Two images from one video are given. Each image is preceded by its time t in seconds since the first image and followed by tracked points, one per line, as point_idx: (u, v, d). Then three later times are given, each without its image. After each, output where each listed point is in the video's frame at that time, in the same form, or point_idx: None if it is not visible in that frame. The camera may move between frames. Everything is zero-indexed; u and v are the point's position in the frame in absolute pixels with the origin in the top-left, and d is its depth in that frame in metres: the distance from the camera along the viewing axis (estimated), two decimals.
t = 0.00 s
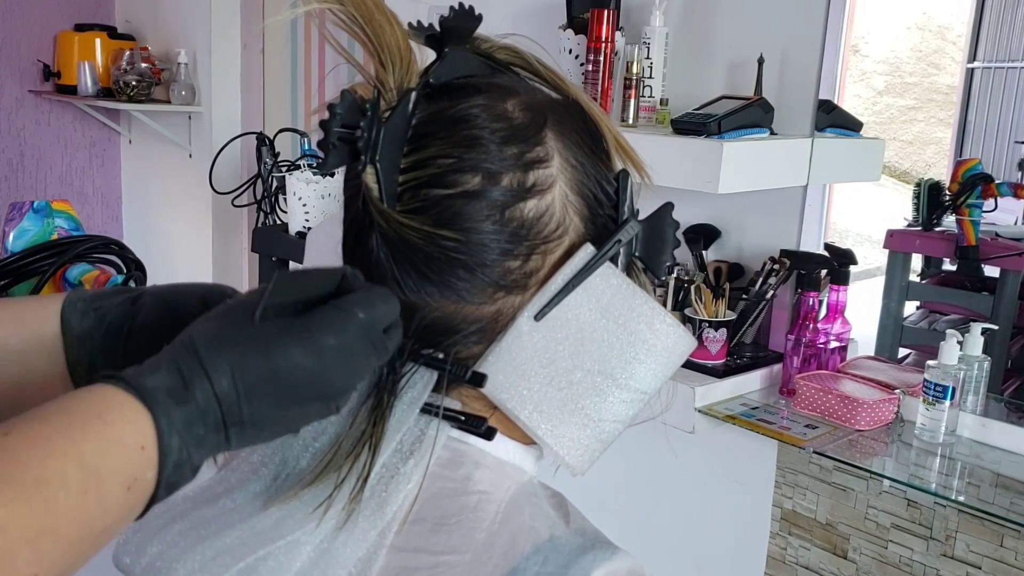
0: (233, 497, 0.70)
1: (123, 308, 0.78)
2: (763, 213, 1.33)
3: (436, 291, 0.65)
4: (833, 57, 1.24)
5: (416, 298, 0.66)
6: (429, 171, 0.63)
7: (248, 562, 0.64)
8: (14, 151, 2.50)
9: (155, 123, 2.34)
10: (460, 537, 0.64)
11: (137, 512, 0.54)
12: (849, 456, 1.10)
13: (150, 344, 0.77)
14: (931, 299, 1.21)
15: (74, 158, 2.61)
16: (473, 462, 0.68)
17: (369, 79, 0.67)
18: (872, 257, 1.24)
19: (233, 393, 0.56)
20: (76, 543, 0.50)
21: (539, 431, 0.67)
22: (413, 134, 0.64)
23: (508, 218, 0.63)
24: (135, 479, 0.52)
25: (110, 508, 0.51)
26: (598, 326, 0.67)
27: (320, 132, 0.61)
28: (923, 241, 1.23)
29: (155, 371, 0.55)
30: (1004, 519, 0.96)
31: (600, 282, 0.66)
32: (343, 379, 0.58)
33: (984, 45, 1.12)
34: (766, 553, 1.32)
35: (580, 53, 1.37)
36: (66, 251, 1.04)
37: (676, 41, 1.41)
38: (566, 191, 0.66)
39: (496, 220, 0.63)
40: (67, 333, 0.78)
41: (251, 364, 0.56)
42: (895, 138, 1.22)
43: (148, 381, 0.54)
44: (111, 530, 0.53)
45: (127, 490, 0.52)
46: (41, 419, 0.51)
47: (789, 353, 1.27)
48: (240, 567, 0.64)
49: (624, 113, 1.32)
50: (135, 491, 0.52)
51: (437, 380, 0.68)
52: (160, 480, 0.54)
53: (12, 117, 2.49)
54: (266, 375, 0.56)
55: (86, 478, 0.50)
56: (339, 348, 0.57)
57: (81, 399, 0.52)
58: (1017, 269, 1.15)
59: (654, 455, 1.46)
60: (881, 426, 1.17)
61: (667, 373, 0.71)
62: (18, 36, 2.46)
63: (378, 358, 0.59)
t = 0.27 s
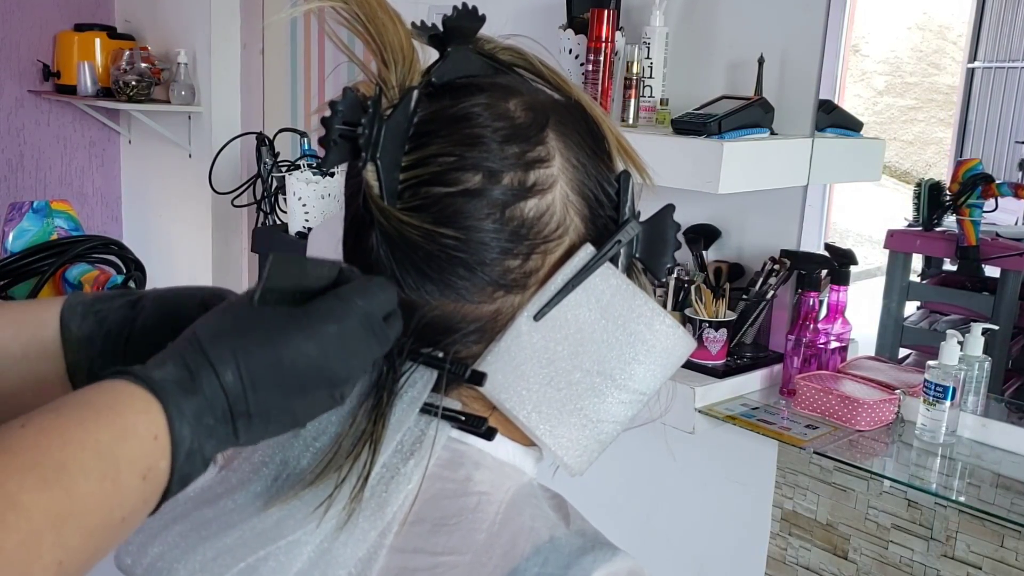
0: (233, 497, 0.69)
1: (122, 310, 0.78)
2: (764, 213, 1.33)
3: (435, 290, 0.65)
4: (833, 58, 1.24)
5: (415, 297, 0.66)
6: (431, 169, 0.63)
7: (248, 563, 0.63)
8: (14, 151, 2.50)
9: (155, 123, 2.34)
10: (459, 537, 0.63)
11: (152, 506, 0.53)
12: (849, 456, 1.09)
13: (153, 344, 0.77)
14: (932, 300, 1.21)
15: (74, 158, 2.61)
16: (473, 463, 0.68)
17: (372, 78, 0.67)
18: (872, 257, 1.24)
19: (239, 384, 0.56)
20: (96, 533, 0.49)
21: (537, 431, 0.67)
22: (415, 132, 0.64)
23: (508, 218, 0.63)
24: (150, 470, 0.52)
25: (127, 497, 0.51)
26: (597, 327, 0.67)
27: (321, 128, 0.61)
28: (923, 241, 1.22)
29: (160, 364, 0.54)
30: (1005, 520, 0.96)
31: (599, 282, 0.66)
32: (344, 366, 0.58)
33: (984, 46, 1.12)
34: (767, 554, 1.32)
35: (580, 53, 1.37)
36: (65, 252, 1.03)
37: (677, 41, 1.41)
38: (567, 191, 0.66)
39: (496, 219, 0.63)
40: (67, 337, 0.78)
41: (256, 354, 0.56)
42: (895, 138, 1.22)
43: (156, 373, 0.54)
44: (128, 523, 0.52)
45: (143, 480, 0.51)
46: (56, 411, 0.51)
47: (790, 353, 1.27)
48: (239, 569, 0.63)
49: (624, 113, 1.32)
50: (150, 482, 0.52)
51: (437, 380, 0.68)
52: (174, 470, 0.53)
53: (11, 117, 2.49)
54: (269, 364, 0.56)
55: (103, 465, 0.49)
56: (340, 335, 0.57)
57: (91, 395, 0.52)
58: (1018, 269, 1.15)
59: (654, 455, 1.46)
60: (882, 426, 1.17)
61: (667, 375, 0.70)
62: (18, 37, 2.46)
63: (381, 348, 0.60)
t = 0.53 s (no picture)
0: (233, 495, 0.70)
1: (116, 309, 0.78)
2: (764, 213, 1.33)
3: (436, 290, 0.65)
4: (833, 58, 1.24)
5: (415, 296, 0.65)
6: (433, 168, 0.62)
7: (246, 560, 0.63)
8: (13, 151, 2.50)
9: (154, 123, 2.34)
10: (459, 538, 0.63)
11: (161, 485, 0.52)
12: (850, 456, 1.09)
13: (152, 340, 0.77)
14: (933, 300, 1.21)
15: (74, 158, 2.61)
16: (474, 463, 0.68)
17: (376, 76, 0.67)
18: (872, 258, 1.24)
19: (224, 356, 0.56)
20: (100, 506, 0.48)
21: (536, 432, 0.66)
22: (417, 131, 0.64)
23: (509, 218, 0.63)
24: (148, 441, 0.51)
25: (129, 466, 0.50)
26: (598, 328, 0.67)
27: (325, 125, 0.61)
28: (924, 241, 1.22)
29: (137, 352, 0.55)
30: (1005, 520, 0.96)
31: (600, 283, 0.66)
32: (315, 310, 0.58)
33: (984, 45, 1.12)
34: (767, 554, 1.32)
35: (580, 53, 1.37)
36: (64, 252, 1.03)
37: (677, 41, 1.41)
38: (569, 192, 0.66)
39: (497, 219, 0.63)
40: (60, 337, 0.78)
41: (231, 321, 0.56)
42: (896, 138, 1.21)
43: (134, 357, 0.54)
44: (136, 498, 0.51)
45: (143, 451, 0.51)
46: (47, 400, 0.51)
47: (790, 353, 1.27)
48: (238, 566, 0.63)
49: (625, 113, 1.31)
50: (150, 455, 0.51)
51: (437, 379, 0.67)
52: (176, 440, 0.52)
53: (11, 117, 2.49)
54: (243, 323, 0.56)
55: (100, 434, 0.49)
56: (302, 279, 0.58)
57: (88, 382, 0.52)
58: (1019, 269, 1.15)
59: (653, 455, 1.46)
60: (882, 426, 1.17)
61: (666, 378, 0.70)
62: (18, 37, 2.46)
63: (352, 284, 0.61)
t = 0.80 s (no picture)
0: (233, 497, 0.69)
1: (100, 309, 0.77)
2: (765, 213, 1.33)
3: (436, 292, 0.65)
4: (834, 58, 1.24)
5: (416, 299, 0.66)
6: (432, 172, 0.62)
7: (247, 563, 0.63)
8: (13, 151, 2.50)
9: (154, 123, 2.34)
10: (459, 537, 0.63)
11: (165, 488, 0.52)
12: (850, 457, 1.09)
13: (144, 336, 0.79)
14: (933, 300, 1.21)
15: (73, 158, 2.61)
16: (475, 461, 0.68)
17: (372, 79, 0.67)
18: (873, 258, 1.24)
19: (240, 369, 0.55)
20: (107, 511, 0.48)
21: (538, 432, 0.66)
22: (416, 135, 0.64)
23: (509, 219, 0.63)
24: (160, 449, 0.50)
25: (139, 477, 0.49)
26: (598, 328, 0.66)
27: (322, 131, 0.61)
28: (924, 241, 1.22)
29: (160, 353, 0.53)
30: (1006, 520, 0.96)
31: (600, 283, 0.66)
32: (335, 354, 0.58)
33: (985, 45, 1.12)
34: (767, 554, 1.32)
35: (580, 53, 1.37)
36: (64, 252, 1.02)
37: (677, 41, 1.40)
38: (567, 193, 0.66)
39: (497, 220, 0.63)
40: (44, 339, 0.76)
41: (265, 338, 0.56)
42: (896, 138, 1.21)
43: (155, 360, 0.53)
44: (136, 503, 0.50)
45: (153, 459, 0.50)
46: (61, 395, 0.50)
47: (790, 353, 1.27)
48: (238, 569, 0.63)
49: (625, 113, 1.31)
50: (160, 462, 0.50)
51: (437, 380, 0.68)
52: (183, 452, 0.52)
53: (10, 117, 2.49)
54: (273, 346, 0.55)
55: (114, 440, 0.48)
56: (331, 322, 0.57)
57: (101, 379, 0.51)
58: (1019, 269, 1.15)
59: (654, 455, 1.46)
60: (883, 427, 1.17)
61: (669, 375, 0.70)
62: (18, 37, 2.45)
63: (371, 333, 0.60)
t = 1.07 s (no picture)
0: (225, 495, 0.70)
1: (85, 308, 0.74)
2: (765, 213, 1.33)
3: (425, 292, 0.65)
4: (834, 57, 1.23)
5: (403, 297, 0.66)
6: (423, 170, 0.62)
7: (239, 557, 0.64)
8: (12, 151, 2.50)
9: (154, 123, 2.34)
10: (457, 536, 0.63)
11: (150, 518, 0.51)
12: (851, 457, 1.09)
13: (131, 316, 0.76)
14: (933, 300, 1.21)
15: (73, 158, 2.61)
16: (471, 460, 0.68)
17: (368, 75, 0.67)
18: (874, 258, 1.24)
19: (234, 389, 0.55)
20: (82, 541, 0.47)
21: (522, 436, 0.66)
22: (409, 132, 0.63)
23: (499, 220, 0.63)
24: (144, 479, 0.49)
25: (119, 503, 0.48)
26: (588, 331, 0.66)
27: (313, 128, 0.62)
28: (925, 241, 1.22)
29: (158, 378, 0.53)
30: (1005, 521, 0.96)
31: (592, 286, 0.66)
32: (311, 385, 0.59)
33: (985, 45, 1.12)
34: (768, 555, 1.32)
35: (580, 52, 1.36)
36: (63, 252, 1.02)
37: (677, 41, 1.40)
38: (561, 194, 0.66)
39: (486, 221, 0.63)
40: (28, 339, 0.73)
41: (257, 355, 0.57)
42: (896, 138, 1.21)
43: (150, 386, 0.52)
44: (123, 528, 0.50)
45: (135, 488, 0.49)
46: (56, 418, 0.50)
47: (790, 354, 1.26)
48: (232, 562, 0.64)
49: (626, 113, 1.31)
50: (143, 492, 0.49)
51: (426, 380, 0.68)
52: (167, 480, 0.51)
53: (9, 117, 2.48)
54: (264, 364, 0.57)
55: (98, 467, 0.48)
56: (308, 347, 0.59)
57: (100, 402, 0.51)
58: (1020, 269, 1.15)
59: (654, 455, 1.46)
60: (883, 427, 1.17)
61: (659, 383, 0.69)
62: (17, 36, 2.45)
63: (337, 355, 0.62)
